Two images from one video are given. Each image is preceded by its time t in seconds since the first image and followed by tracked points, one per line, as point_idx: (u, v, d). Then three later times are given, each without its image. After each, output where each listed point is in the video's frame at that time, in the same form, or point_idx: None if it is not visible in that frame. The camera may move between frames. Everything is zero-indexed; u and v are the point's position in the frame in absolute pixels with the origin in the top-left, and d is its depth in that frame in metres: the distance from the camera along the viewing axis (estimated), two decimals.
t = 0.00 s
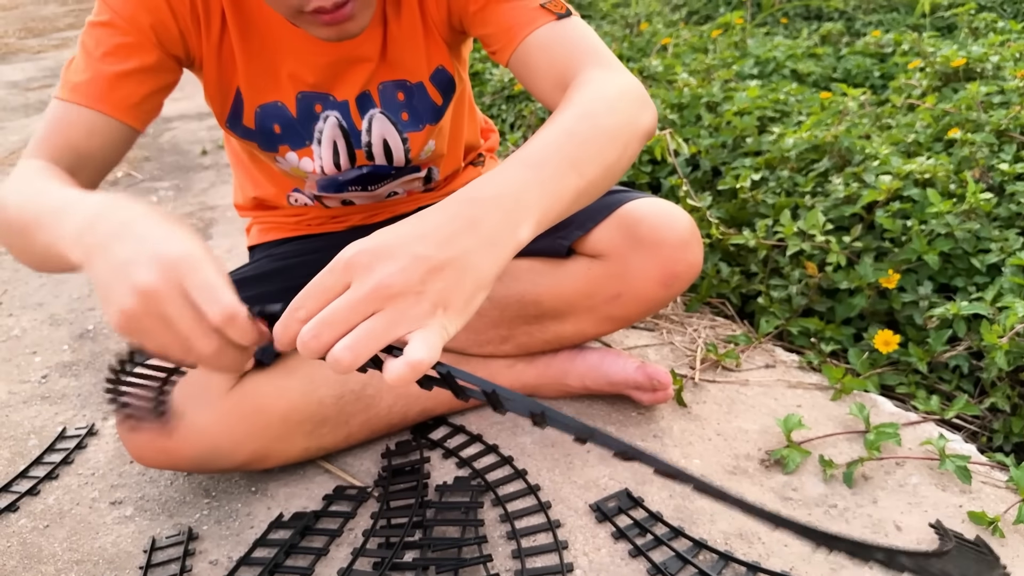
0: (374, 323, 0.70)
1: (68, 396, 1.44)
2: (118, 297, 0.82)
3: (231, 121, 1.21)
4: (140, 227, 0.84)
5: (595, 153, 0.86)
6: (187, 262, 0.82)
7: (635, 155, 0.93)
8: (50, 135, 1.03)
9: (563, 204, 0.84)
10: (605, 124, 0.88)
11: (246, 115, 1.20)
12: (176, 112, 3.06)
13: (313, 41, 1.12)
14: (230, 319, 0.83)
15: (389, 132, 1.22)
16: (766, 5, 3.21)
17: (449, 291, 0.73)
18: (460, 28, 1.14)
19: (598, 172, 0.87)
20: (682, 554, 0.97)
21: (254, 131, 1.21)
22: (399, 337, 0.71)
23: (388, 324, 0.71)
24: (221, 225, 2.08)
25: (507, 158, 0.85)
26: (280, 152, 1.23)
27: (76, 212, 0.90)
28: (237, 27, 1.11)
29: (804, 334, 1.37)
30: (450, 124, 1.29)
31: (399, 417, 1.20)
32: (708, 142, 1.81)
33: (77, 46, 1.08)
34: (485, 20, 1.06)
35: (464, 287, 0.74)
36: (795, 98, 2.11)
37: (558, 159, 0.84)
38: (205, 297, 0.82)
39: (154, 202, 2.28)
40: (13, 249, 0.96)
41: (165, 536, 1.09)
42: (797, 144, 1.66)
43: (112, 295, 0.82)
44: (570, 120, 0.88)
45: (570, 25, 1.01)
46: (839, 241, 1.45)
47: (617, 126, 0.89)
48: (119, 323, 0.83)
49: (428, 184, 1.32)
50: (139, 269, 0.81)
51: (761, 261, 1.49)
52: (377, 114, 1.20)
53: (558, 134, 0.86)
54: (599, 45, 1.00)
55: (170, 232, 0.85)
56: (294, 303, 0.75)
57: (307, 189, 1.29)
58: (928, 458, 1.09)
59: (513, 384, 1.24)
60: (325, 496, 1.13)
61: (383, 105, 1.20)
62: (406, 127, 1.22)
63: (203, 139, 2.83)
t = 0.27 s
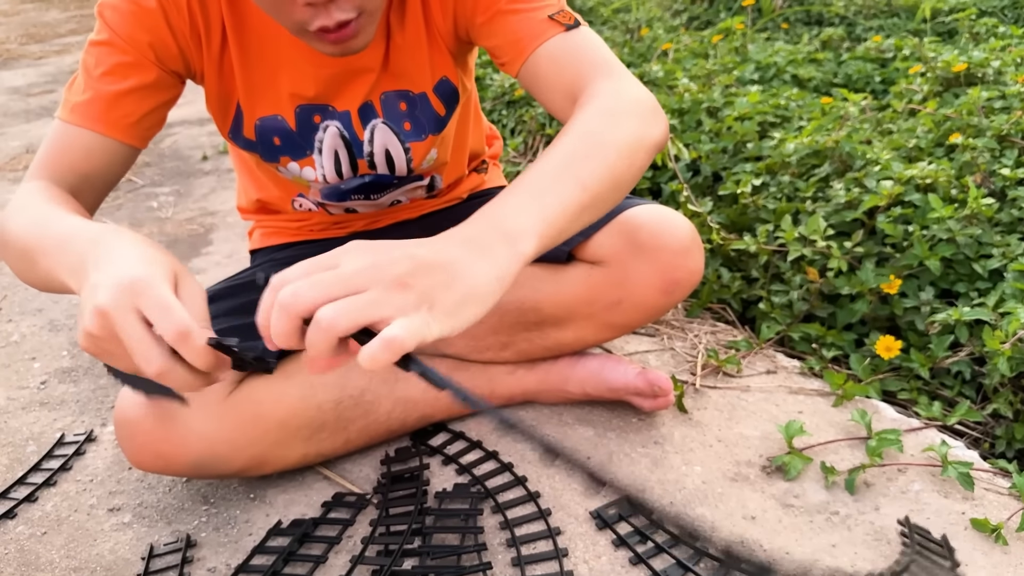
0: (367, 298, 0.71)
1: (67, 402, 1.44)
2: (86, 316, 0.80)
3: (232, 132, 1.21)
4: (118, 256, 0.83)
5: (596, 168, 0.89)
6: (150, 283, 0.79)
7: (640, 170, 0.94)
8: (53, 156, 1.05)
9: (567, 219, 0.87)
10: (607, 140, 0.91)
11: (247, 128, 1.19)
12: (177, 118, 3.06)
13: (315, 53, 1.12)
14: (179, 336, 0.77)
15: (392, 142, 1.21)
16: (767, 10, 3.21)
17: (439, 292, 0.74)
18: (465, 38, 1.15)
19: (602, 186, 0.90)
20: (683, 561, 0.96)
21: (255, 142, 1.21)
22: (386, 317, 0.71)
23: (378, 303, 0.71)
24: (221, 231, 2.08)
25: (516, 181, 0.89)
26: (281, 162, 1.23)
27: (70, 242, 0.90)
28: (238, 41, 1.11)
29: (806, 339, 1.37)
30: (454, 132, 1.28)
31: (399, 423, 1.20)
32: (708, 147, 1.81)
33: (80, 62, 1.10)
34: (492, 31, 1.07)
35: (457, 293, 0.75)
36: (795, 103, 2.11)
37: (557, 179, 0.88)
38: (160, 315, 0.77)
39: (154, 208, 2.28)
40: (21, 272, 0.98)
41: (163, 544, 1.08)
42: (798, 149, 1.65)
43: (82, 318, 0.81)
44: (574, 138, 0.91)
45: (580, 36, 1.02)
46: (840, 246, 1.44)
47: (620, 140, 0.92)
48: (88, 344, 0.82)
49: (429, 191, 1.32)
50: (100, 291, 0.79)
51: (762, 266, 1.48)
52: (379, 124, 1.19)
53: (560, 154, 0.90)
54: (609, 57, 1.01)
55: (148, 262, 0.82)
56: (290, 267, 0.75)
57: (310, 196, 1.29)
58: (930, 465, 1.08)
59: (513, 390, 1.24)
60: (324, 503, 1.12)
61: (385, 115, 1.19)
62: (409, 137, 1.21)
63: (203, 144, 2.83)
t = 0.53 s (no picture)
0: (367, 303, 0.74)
1: (70, 405, 1.44)
2: (97, 284, 0.82)
3: (237, 140, 1.21)
4: (125, 227, 0.86)
5: (598, 181, 0.91)
6: (162, 247, 0.82)
7: (645, 183, 0.95)
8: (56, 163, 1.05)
9: (569, 231, 0.88)
10: (609, 155, 0.92)
11: (252, 137, 1.19)
12: (179, 124, 3.07)
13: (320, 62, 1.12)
14: (197, 294, 0.80)
15: (395, 151, 1.21)
16: (768, 15, 3.22)
17: (441, 292, 0.77)
18: (470, 48, 1.15)
19: (604, 200, 0.91)
20: (687, 563, 0.96)
21: (259, 150, 1.21)
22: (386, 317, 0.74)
23: (377, 307, 0.74)
24: (223, 235, 2.08)
25: (523, 195, 0.91)
26: (285, 170, 1.23)
27: (73, 229, 0.92)
28: (243, 51, 1.11)
29: (808, 343, 1.37)
30: (456, 139, 1.29)
31: (402, 427, 1.20)
32: (710, 151, 1.81)
33: (84, 71, 1.10)
34: (499, 44, 1.07)
35: (458, 293, 0.78)
36: (797, 108, 2.11)
37: (558, 194, 0.90)
38: (175, 275, 0.81)
39: (156, 212, 2.28)
40: (26, 269, 0.99)
41: (166, 546, 1.08)
42: (799, 153, 1.66)
43: (93, 287, 0.83)
44: (578, 151, 0.93)
45: (586, 50, 1.02)
46: (842, 250, 1.45)
47: (623, 154, 0.93)
48: (97, 315, 0.83)
49: (432, 197, 1.32)
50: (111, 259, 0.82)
51: (763, 270, 1.48)
52: (383, 133, 1.20)
53: (564, 168, 0.92)
54: (615, 71, 1.01)
55: (156, 230, 0.85)
56: (295, 285, 0.78)
57: (313, 202, 1.28)
58: (933, 467, 1.08)
59: (515, 393, 1.24)
60: (327, 506, 1.12)
61: (389, 124, 1.19)
62: (413, 146, 1.21)
63: (206, 149, 2.83)
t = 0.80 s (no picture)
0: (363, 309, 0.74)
1: (74, 413, 1.44)
2: (107, 258, 0.85)
3: (243, 145, 1.21)
4: (141, 210, 0.89)
5: (600, 182, 0.90)
6: (175, 232, 0.85)
7: (648, 186, 0.94)
8: (59, 166, 1.06)
9: (569, 229, 0.88)
10: (611, 157, 0.91)
11: (258, 143, 1.20)
12: (182, 132, 3.07)
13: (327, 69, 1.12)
14: (195, 282, 0.82)
15: (401, 157, 1.21)
16: (770, 24, 3.22)
17: (437, 286, 0.77)
18: (477, 55, 1.15)
19: (605, 200, 0.90)
20: (695, 572, 0.96)
21: (265, 156, 1.21)
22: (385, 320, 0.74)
23: (374, 312, 0.74)
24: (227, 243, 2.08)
25: (524, 193, 0.91)
26: (291, 176, 1.23)
27: (87, 213, 0.95)
28: (249, 57, 1.11)
29: (814, 350, 1.37)
30: (462, 147, 1.29)
31: (407, 434, 1.20)
32: (714, 159, 1.82)
33: (89, 75, 1.10)
34: (505, 50, 1.07)
35: (455, 288, 0.77)
36: (800, 116, 2.11)
37: (558, 192, 0.89)
38: (180, 262, 0.83)
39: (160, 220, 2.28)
40: (31, 257, 1.01)
41: (171, 554, 1.08)
42: (804, 161, 1.66)
43: (102, 262, 0.86)
44: (581, 152, 0.92)
45: (593, 55, 1.03)
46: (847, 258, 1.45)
47: (625, 156, 0.92)
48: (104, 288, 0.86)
49: (437, 204, 1.32)
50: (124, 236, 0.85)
51: (769, 278, 1.48)
52: (388, 140, 1.20)
53: (567, 167, 0.91)
54: (622, 76, 1.01)
55: (171, 214, 0.88)
56: (294, 293, 0.79)
57: (319, 208, 1.29)
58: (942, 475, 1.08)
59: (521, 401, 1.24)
60: (333, 514, 1.12)
61: (394, 131, 1.19)
62: (418, 153, 1.21)
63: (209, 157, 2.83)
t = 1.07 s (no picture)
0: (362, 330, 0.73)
1: (80, 422, 1.43)
2: (125, 261, 0.86)
3: (252, 154, 1.22)
4: (164, 214, 0.89)
5: (598, 188, 0.88)
6: (196, 242, 0.85)
7: (651, 194, 0.91)
8: (70, 171, 1.06)
9: (565, 234, 0.86)
10: (612, 163, 0.89)
11: (267, 151, 1.20)
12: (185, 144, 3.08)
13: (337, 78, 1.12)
14: (203, 300, 0.82)
15: (409, 166, 1.21)
16: (772, 38, 3.24)
17: (433, 286, 0.76)
18: (486, 65, 1.15)
19: (603, 206, 0.87)
20: None
21: (274, 165, 1.21)
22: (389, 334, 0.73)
23: (376, 330, 0.73)
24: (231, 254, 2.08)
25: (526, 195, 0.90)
26: (300, 184, 1.23)
27: (108, 211, 0.95)
28: (260, 65, 1.11)
29: (822, 362, 1.37)
30: (470, 157, 1.29)
31: (415, 444, 1.19)
32: (720, 171, 1.82)
33: (100, 82, 1.10)
34: (514, 60, 1.07)
35: (447, 287, 0.76)
36: (804, 129, 2.12)
37: (558, 194, 0.87)
38: (195, 277, 0.83)
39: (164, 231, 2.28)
40: (47, 258, 1.02)
41: (178, 564, 1.07)
42: (810, 174, 1.66)
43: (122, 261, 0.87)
44: (584, 157, 0.90)
45: (602, 65, 1.02)
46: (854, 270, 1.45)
47: (626, 163, 0.89)
48: (122, 287, 0.87)
49: (445, 214, 1.31)
50: (145, 241, 0.85)
51: (776, 289, 1.48)
52: (397, 149, 1.20)
53: (569, 173, 0.89)
54: (631, 86, 1.01)
55: (194, 220, 0.88)
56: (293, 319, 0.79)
57: (327, 216, 1.29)
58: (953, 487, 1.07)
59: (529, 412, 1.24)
60: (341, 524, 1.11)
61: (403, 140, 1.19)
62: (427, 162, 1.21)
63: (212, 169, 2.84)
